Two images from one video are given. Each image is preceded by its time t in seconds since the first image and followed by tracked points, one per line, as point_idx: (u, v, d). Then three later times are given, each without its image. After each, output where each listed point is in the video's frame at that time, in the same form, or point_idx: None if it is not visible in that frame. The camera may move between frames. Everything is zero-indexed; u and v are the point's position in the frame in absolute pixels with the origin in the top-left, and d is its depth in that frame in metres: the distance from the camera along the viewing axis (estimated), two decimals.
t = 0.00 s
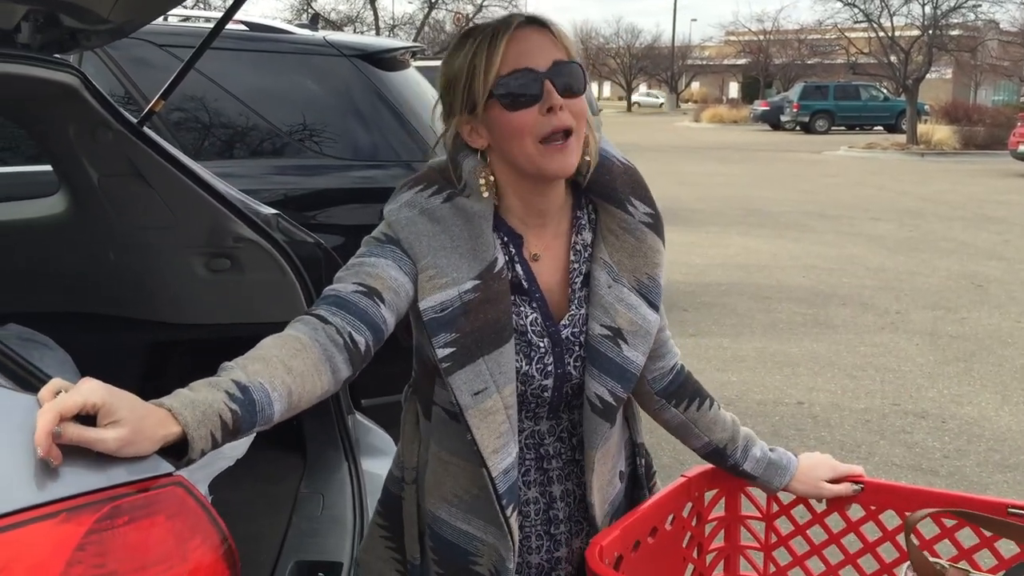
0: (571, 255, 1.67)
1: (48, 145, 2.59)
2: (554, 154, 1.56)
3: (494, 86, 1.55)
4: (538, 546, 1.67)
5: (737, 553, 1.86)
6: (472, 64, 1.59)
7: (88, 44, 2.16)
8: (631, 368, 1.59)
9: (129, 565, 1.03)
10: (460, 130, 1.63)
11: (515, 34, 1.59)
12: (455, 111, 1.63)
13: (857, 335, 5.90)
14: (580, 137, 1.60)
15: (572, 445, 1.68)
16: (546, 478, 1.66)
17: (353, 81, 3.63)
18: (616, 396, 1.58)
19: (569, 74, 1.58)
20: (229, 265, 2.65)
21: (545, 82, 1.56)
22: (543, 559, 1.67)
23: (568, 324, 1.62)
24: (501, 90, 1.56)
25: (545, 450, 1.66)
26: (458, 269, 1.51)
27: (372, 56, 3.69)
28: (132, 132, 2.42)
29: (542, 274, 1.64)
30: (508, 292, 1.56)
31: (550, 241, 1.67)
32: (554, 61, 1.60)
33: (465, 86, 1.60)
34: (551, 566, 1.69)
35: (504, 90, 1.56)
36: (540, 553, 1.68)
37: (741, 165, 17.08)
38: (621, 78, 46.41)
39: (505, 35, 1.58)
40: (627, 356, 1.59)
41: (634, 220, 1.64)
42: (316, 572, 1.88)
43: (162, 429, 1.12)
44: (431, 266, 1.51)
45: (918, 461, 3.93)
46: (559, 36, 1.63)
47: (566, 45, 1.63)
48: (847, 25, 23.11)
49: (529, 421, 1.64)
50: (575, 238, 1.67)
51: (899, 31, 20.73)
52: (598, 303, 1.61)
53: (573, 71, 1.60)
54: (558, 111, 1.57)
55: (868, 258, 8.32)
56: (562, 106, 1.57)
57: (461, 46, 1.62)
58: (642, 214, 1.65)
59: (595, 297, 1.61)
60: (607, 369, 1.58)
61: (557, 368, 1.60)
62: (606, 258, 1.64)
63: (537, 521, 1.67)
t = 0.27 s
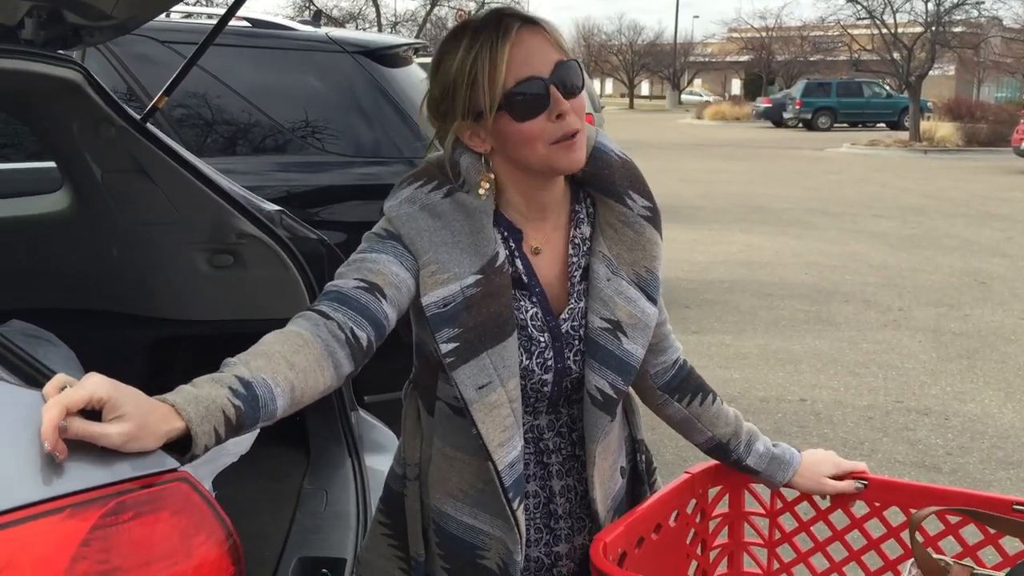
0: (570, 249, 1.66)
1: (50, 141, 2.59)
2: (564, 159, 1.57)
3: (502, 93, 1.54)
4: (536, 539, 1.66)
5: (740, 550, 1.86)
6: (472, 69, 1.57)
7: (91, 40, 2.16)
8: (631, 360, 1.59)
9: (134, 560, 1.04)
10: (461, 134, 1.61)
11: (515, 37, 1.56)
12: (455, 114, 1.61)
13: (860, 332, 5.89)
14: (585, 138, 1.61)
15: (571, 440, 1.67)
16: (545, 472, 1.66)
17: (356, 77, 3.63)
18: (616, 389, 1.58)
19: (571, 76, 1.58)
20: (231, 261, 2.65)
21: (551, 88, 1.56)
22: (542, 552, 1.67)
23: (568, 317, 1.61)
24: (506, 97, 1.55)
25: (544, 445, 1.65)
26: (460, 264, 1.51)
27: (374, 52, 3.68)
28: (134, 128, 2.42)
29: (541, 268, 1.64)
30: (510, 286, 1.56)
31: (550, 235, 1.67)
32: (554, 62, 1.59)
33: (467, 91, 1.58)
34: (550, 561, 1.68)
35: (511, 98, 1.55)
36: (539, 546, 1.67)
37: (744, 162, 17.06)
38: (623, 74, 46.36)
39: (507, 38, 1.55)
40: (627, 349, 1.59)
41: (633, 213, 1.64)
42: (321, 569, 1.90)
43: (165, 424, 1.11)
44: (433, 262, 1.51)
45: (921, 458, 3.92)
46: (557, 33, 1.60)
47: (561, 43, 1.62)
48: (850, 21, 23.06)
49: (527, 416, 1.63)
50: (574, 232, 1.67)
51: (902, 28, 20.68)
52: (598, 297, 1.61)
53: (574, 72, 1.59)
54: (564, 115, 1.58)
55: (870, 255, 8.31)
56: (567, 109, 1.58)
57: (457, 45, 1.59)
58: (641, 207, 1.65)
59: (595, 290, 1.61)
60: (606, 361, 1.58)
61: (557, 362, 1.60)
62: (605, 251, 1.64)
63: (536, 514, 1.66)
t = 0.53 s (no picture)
0: (573, 248, 1.66)
1: (54, 138, 2.59)
2: (539, 167, 1.57)
3: (482, 98, 1.56)
4: (536, 539, 1.67)
5: (744, 547, 1.86)
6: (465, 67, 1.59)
7: (95, 37, 2.17)
8: (632, 361, 1.59)
9: (140, 557, 1.03)
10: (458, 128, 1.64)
11: (508, 38, 1.56)
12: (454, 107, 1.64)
13: (863, 330, 5.89)
14: (571, 146, 1.59)
15: (571, 439, 1.67)
16: (546, 470, 1.66)
17: (359, 74, 3.63)
18: (617, 389, 1.58)
19: (559, 84, 1.57)
20: (236, 258, 2.65)
21: (533, 95, 1.55)
22: (542, 552, 1.67)
23: (570, 316, 1.61)
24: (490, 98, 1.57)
25: (545, 443, 1.65)
26: (465, 261, 1.51)
27: (378, 49, 3.70)
28: (138, 125, 2.42)
29: (543, 266, 1.63)
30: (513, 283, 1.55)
31: (552, 234, 1.66)
32: (545, 67, 1.57)
33: (459, 87, 1.60)
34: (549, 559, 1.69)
35: (494, 101, 1.57)
36: (540, 546, 1.67)
37: (746, 160, 17.05)
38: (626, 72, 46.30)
39: (496, 42, 1.55)
40: (628, 349, 1.58)
41: (637, 214, 1.64)
42: (325, 565, 1.90)
43: (171, 421, 1.12)
44: (437, 259, 1.50)
45: (924, 456, 3.92)
46: (556, 38, 1.58)
47: (562, 44, 1.59)
48: (853, 19, 23.02)
49: (528, 414, 1.63)
50: (578, 231, 1.67)
51: (906, 26, 20.64)
52: (600, 297, 1.60)
53: (565, 79, 1.58)
54: (545, 124, 1.56)
55: (873, 253, 8.30)
56: (550, 118, 1.56)
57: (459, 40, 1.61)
58: (645, 208, 1.65)
59: (598, 290, 1.61)
60: (608, 361, 1.57)
61: (558, 360, 1.59)
62: (608, 251, 1.63)
63: (536, 514, 1.66)
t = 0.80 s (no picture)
0: (582, 249, 1.65)
1: (58, 135, 2.59)
2: (547, 166, 1.57)
3: (492, 93, 1.57)
4: (536, 537, 1.67)
5: (748, 546, 1.85)
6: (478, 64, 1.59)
7: (100, 34, 2.17)
8: (638, 364, 1.58)
9: (146, 554, 1.03)
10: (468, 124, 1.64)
11: (521, 36, 1.57)
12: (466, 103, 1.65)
13: (865, 329, 5.88)
14: (579, 147, 1.60)
15: (575, 439, 1.67)
16: (548, 469, 1.66)
17: (363, 72, 3.63)
18: (620, 392, 1.58)
19: (570, 84, 1.57)
20: (239, 256, 2.65)
21: (543, 94, 1.56)
22: (540, 548, 1.68)
23: (577, 318, 1.61)
24: (501, 95, 1.57)
25: (548, 443, 1.65)
26: (471, 261, 1.51)
27: (380, 47, 3.69)
28: (142, 122, 2.43)
29: (551, 265, 1.63)
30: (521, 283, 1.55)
31: (560, 233, 1.66)
32: (556, 66, 1.57)
33: (471, 84, 1.61)
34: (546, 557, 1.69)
35: (504, 98, 1.57)
36: (539, 543, 1.68)
37: (749, 159, 17.04)
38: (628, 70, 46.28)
39: (509, 38, 1.56)
40: (634, 352, 1.58)
41: (647, 217, 1.63)
42: (328, 563, 1.88)
43: (177, 418, 1.12)
44: (444, 258, 1.50)
45: (926, 455, 3.92)
46: (569, 37, 1.58)
47: (575, 45, 1.59)
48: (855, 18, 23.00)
49: (532, 414, 1.63)
50: (587, 233, 1.66)
51: (908, 25, 20.61)
52: (607, 299, 1.59)
53: (576, 79, 1.58)
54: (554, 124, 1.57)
55: (875, 252, 8.29)
56: (558, 118, 1.57)
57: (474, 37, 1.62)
58: (656, 212, 1.64)
59: (605, 292, 1.60)
60: (613, 364, 1.57)
61: (564, 361, 1.59)
62: (617, 253, 1.62)
63: (536, 511, 1.67)
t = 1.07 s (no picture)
0: (587, 248, 1.65)
1: (60, 133, 2.59)
2: (550, 169, 1.57)
3: (498, 94, 1.56)
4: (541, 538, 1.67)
5: (750, 546, 1.85)
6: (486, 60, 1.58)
7: (102, 32, 2.17)
8: (644, 364, 1.58)
9: (149, 552, 1.03)
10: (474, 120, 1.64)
11: (530, 37, 1.55)
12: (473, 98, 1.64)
13: (866, 328, 5.88)
14: (582, 152, 1.58)
15: (579, 439, 1.67)
16: (553, 469, 1.66)
17: (364, 70, 3.62)
18: (627, 391, 1.57)
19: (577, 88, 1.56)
20: (241, 254, 2.65)
21: (548, 97, 1.54)
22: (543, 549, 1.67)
23: (582, 317, 1.61)
24: (507, 95, 1.56)
25: (552, 443, 1.65)
26: (475, 258, 1.51)
27: (382, 45, 3.69)
28: (145, 120, 2.43)
29: (555, 264, 1.63)
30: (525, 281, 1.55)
31: (566, 231, 1.66)
32: (563, 69, 1.55)
33: (478, 80, 1.60)
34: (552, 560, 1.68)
35: (509, 98, 1.56)
36: (542, 544, 1.67)
37: (749, 158, 17.04)
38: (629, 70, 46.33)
39: (516, 39, 1.55)
40: (639, 351, 1.58)
41: (653, 216, 1.64)
42: (330, 561, 1.87)
43: (180, 416, 1.11)
44: (448, 255, 1.50)
45: (927, 455, 3.92)
46: (578, 39, 1.56)
47: (583, 48, 1.57)
48: (856, 18, 22.99)
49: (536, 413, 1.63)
50: (593, 231, 1.66)
51: (909, 24, 20.59)
52: (613, 297, 1.59)
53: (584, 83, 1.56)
54: (558, 127, 1.55)
55: (876, 252, 8.28)
56: (563, 122, 1.55)
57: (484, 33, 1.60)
58: (662, 210, 1.64)
59: (611, 291, 1.60)
60: (618, 363, 1.57)
61: (568, 360, 1.59)
62: (623, 252, 1.62)
63: (542, 512, 1.67)
